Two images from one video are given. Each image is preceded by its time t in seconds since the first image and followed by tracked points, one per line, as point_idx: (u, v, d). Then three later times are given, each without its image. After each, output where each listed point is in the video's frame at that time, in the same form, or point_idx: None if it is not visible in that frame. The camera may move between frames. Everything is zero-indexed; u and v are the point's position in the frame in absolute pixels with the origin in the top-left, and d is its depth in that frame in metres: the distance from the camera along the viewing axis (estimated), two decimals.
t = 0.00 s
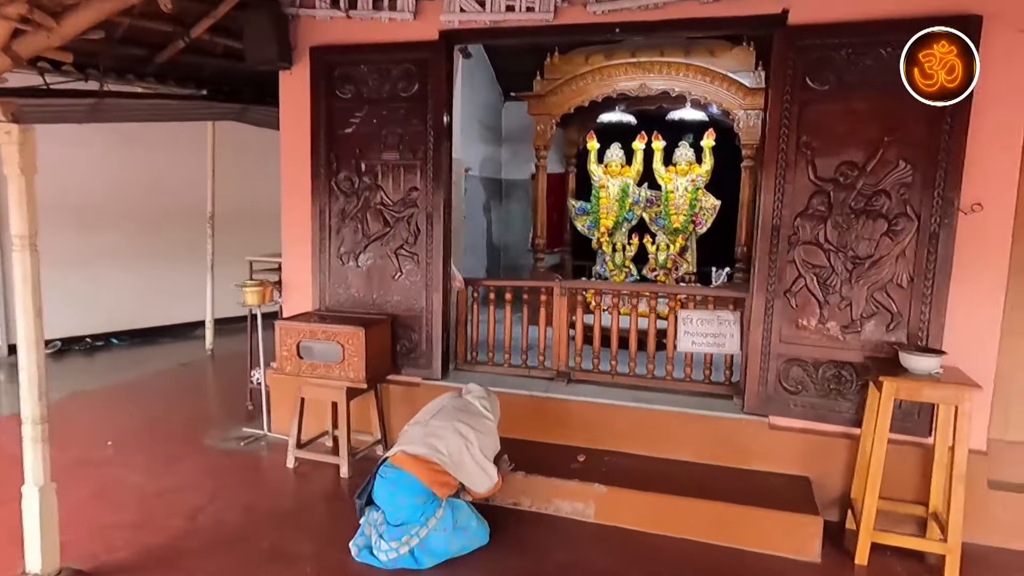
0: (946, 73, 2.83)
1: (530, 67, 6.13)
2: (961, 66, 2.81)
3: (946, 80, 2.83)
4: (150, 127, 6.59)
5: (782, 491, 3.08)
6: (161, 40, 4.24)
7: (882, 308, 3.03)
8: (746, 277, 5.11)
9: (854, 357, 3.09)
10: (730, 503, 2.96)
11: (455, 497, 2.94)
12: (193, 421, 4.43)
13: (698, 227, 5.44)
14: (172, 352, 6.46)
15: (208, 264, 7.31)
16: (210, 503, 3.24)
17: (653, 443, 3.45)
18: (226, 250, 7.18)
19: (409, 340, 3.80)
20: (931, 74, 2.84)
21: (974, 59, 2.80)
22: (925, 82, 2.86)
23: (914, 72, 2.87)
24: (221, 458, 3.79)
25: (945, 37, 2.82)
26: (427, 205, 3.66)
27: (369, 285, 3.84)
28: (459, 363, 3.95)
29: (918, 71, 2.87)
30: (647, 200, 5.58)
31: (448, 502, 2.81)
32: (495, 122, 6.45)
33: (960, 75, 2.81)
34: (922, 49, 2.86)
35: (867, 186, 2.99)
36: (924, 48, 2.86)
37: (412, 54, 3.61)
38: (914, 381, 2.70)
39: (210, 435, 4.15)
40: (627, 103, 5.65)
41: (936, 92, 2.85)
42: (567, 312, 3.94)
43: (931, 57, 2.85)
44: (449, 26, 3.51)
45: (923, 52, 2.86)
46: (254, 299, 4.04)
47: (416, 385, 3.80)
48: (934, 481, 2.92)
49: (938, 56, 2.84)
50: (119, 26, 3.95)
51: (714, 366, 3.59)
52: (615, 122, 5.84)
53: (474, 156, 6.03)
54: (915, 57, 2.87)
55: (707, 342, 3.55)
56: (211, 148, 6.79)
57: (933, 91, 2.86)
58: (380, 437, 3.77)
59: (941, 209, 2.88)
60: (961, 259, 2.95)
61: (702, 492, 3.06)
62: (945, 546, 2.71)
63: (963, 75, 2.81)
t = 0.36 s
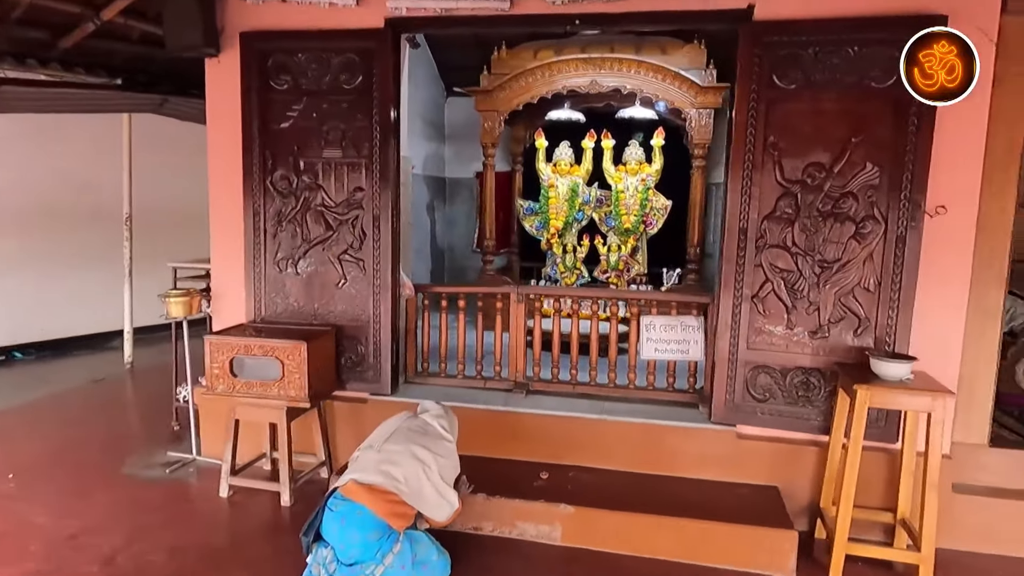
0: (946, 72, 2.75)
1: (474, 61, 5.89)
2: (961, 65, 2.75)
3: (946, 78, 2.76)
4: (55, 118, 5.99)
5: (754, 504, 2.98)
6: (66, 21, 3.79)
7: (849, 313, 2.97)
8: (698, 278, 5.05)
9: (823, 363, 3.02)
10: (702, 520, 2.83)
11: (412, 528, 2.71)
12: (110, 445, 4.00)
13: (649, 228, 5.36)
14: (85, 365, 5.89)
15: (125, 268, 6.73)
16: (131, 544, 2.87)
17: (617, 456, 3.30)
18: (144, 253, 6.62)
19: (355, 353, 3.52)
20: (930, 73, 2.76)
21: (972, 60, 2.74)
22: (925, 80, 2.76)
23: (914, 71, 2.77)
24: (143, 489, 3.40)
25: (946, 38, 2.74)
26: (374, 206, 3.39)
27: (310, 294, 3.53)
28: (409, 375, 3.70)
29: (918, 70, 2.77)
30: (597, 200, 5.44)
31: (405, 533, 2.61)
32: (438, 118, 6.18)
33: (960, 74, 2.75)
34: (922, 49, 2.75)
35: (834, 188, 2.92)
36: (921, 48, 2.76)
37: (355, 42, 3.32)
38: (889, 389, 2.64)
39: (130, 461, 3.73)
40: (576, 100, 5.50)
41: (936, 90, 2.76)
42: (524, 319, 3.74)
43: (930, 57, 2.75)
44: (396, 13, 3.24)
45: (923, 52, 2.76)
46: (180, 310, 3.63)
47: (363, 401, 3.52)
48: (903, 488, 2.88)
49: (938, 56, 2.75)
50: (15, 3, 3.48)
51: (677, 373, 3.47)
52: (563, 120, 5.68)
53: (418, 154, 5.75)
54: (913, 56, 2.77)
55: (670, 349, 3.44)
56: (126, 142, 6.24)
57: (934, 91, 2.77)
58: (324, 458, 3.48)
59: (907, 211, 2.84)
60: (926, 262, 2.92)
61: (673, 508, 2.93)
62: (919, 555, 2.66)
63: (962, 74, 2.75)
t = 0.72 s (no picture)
0: (946, 73, 2.66)
1: (422, 50, 5.59)
2: (960, 66, 2.66)
3: (945, 78, 2.66)
4: None
5: (729, 515, 2.84)
6: None
7: (823, 311, 2.85)
8: (657, 276, 4.92)
9: (796, 364, 2.90)
10: (677, 534, 2.66)
11: (364, 558, 2.44)
12: (14, 469, 3.54)
13: (606, 224, 5.19)
14: None
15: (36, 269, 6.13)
16: None
17: (583, 467, 3.10)
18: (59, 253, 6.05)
19: (296, 361, 3.21)
20: (930, 74, 2.65)
21: (971, 59, 2.66)
22: (925, 81, 2.65)
23: (913, 72, 2.65)
24: (52, 520, 3.00)
25: (945, 38, 2.64)
26: (317, 201, 3.09)
27: (245, 297, 3.19)
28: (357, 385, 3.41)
29: (918, 71, 2.65)
30: (552, 195, 5.24)
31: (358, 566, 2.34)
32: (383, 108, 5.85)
33: (960, 74, 2.67)
34: (921, 49, 2.64)
35: (808, 182, 2.79)
36: (920, 46, 2.64)
37: (294, 20, 3.01)
38: (868, 392, 2.52)
39: (37, 488, 3.31)
40: (529, 91, 5.28)
41: (935, 91, 2.66)
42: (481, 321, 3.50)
43: (930, 57, 2.64)
44: None
45: (923, 52, 2.64)
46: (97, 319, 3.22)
47: (307, 414, 3.22)
48: (879, 493, 2.77)
49: (937, 56, 2.64)
50: None
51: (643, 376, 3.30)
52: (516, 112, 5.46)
53: (363, 145, 5.42)
54: (910, 55, 2.64)
55: (637, 352, 3.26)
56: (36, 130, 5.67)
57: (935, 92, 2.67)
58: (263, 478, 3.15)
59: (882, 205, 2.73)
60: (899, 259, 2.83)
61: (645, 523, 2.74)
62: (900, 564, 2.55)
63: (962, 74, 2.67)
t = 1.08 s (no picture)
0: (947, 72, 2.60)
1: (381, 40, 5.32)
2: (961, 65, 2.61)
3: (947, 78, 2.61)
4: None
5: (720, 530, 2.69)
6: None
7: (814, 315, 2.72)
8: (630, 276, 4.78)
9: (787, 371, 2.77)
10: (670, 556, 2.49)
11: None
12: None
13: (576, 222, 5.02)
14: None
15: None
16: None
17: (564, 483, 2.92)
18: None
19: (251, 377, 2.93)
20: (931, 73, 2.59)
21: (970, 59, 2.61)
22: (925, 80, 2.59)
23: (914, 72, 2.58)
24: None
25: (946, 38, 2.58)
26: (272, 201, 2.82)
27: (193, 307, 2.90)
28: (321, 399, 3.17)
29: (919, 71, 2.58)
30: (520, 192, 5.03)
31: None
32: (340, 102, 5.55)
33: (960, 73, 2.62)
34: (923, 48, 2.57)
35: (798, 180, 2.66)
36: (921, 45, 2.57)
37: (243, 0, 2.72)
38: (867, 401, 2.40)
39: None
40: (495, 84, 5.06)
41: (936, 90, 2.61)
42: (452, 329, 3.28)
43: (931, 57, 2.59)
44: None
45: (924, 52, 2.58)
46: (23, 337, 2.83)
47: (265, 433, 2.95)
48: (873, 504, 2.67)
49: (938, 55, 2.59)
50: None
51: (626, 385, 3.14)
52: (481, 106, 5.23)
53: (319, 141, 5.11)
54: (913, 54, 2.56)
55: (618, 360, 3.08)
56: None
57: (933, 90, 2.61)
58: (216, 506, 2.87)
59: (876, 204, 2.61)
60: (891, 260, 2.72)
61: (634, 544, 2.57)
62: None
63: (963, 74, 2.61)
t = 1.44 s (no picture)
0: (947, 72, 2.46)
1: (355, 37, 5.08)
2: (961, 66, 2.48)
3: (946, 78, 2.46)
4: None
5: (734, 554, 2.52)
6: None
7: (828, 325, 2.58)
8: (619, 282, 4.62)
9: (801, 385, 2.63)
10: None
11: None
12: None
13: (561, 226, 4.84)
14: None
15: None
16: None
17: (565, 508, 2.73)
18: None
19: (224, 401, 2.68)
20: (932, 72, 2.44)
21: (969, 61, 2.48)
22: (927, 79, 2.44)
23: (915, 72, 2.43)
24: None
25: (946, 40, 2.44)
26: (245, 208, 2.57)
27: (157, 325, 2.63)
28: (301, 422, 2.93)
29: (920, 70, 2.43)
30: (504, 195, 4.83)
31: None
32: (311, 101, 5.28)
33: (959, 74, 2.48)
34: (924, 49, 2.42)
35: (812, 183, 2.51)
36: (920, 44, 2.42)
37: None
38: (891, 417, 2.25)
39: None
40: (475, 83, 4.86)
41: (935, 90, 2.47)
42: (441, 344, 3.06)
43: (930, 57, 2.43)
44: None
45: (923, 52, 2.43)
46: None
47: (239, 461, 2.70)
48: (892, 524, 2.54)
49: (939, 56, 2.43)
50: None
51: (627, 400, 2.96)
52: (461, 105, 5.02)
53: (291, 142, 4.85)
54: (913, 51, 2.42)
55: (619, 375, 2.90)
56: None
57: (932, 89, 2.47)
58: (185, 543, 2.60)
59: (893, 209, 2.48)
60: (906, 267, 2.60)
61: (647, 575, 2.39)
62: None
63: (962, 75, 2.48)
